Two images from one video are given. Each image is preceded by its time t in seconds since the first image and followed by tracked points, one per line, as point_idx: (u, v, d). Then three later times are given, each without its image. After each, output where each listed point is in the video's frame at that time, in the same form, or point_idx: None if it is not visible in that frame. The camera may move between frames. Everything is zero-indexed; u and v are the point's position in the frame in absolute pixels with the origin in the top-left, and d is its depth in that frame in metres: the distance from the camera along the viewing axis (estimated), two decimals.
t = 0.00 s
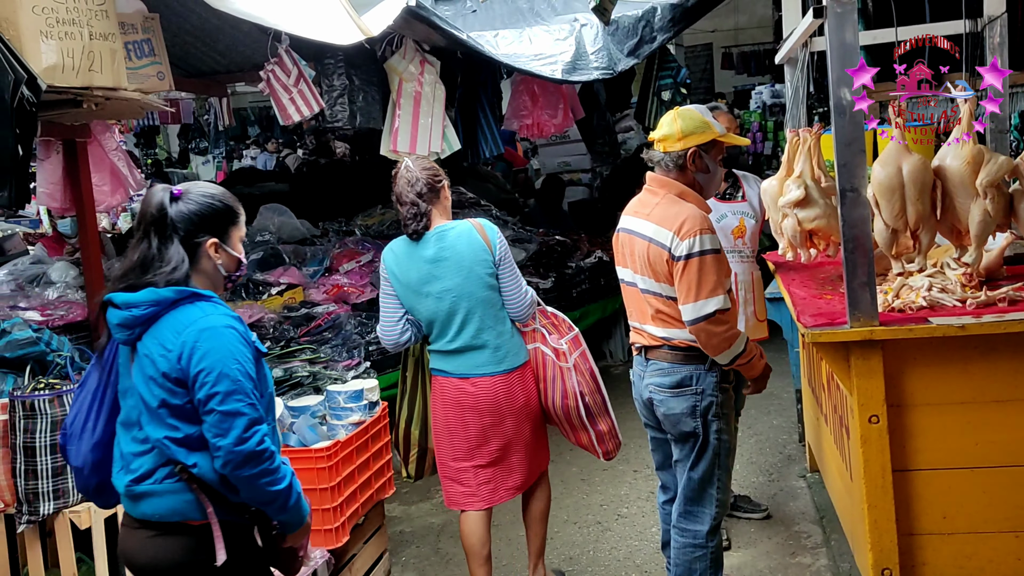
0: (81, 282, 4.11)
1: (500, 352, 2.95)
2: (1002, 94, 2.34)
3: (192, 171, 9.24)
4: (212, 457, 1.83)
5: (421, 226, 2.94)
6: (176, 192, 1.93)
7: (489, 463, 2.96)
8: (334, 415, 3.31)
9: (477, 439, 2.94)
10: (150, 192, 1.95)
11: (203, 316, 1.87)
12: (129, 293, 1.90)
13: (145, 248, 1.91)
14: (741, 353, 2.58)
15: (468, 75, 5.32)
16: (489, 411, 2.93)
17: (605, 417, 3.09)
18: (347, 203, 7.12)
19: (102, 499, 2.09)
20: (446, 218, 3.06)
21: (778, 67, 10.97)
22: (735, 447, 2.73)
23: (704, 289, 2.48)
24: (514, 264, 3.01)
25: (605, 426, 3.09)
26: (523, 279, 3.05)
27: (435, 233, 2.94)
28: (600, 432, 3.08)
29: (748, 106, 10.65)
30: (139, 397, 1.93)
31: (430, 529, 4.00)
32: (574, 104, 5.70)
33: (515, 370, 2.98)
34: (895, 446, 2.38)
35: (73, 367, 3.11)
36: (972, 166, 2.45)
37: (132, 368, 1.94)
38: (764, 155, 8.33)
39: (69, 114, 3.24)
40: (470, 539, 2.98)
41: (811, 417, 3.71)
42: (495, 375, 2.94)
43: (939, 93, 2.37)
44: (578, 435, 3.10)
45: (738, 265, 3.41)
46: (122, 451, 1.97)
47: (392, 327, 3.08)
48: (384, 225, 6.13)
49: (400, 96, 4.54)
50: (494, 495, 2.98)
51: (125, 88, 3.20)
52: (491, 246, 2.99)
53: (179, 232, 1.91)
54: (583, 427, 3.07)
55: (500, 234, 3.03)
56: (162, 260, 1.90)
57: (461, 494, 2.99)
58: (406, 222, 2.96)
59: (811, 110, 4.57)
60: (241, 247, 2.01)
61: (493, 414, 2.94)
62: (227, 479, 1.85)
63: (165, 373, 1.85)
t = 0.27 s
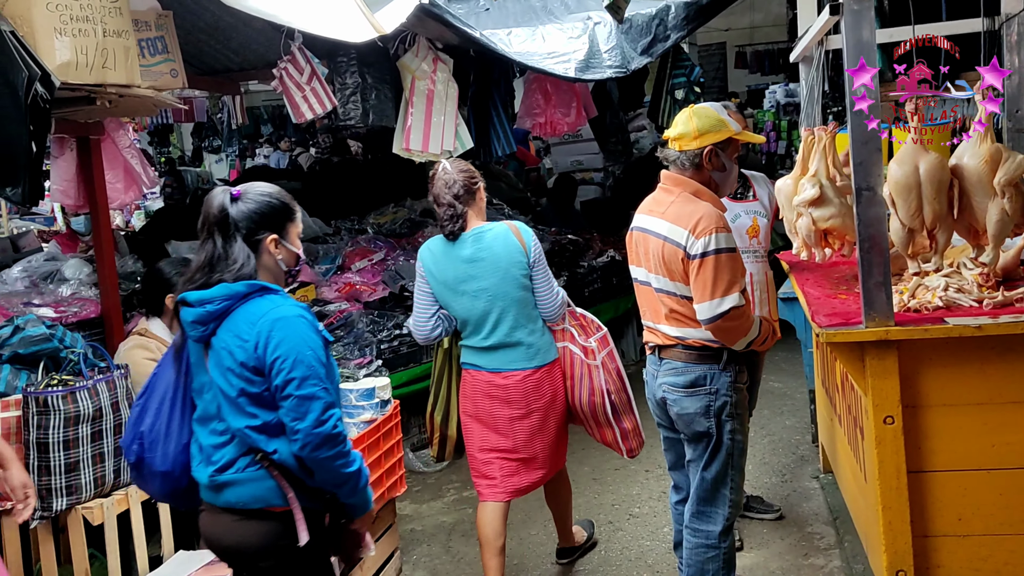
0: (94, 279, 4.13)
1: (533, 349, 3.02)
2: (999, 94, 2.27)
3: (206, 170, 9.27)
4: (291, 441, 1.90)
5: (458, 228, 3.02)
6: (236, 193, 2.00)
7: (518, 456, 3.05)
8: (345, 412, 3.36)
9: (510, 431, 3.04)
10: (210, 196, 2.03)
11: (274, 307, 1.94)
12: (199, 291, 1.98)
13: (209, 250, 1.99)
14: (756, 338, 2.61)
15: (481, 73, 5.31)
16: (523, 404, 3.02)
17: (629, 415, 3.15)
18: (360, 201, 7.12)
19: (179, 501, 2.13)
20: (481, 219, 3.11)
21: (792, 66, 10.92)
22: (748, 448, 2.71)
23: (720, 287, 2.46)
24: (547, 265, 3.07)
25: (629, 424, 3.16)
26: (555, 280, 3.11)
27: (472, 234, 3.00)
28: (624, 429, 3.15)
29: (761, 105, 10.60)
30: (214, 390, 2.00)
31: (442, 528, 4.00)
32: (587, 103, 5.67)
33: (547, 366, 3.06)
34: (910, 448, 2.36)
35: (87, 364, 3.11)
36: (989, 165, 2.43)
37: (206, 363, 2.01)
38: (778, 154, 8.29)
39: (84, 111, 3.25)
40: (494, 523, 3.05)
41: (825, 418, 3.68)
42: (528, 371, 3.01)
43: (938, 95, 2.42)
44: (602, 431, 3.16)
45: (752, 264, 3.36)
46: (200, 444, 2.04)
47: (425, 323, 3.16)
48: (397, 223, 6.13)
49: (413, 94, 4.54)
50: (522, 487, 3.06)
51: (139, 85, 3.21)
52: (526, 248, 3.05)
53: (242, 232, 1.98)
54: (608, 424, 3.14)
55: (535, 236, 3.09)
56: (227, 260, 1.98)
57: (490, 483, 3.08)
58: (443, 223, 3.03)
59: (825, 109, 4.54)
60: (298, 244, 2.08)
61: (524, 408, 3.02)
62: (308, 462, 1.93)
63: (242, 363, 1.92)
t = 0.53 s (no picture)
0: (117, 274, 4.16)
1: (571, 333, 3.21)
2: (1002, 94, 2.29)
3: (228, 166, 9.32)
4: (376, 405, 2.00)
5: (507, 213, 3.21)
6: (299, 175, 2.12)
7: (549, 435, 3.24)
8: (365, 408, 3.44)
9: (547, 415, 3.23)
10: (276, 178, 2.15)
11: (350, 280, 2.05)
12: (275, 271, 2.10)
13: (279, 229, 2.12)
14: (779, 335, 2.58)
15: (502, 69, 5.30)
16: (557, 389, 3.20)
17: (655, 406, 3.27)
18: (380, 198, 7.14)
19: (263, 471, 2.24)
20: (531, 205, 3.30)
21: (816, 63, 10.82)
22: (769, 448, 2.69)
23: (744, 285, 2.45)
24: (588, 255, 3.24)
25: (655, 414, 3.28)
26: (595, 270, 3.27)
27: (522, 219, 3.20)
28: (650, 419, 3.27)
29: (784, 102, 10.52)
30: (294, 365, 2.11)
31: (461, 524, 4.00)
32: (608, 100, 5.65)
33: (581, 351, 3.23)
34: (934, 448, 2.33)
35: (109, 358, 3.07)
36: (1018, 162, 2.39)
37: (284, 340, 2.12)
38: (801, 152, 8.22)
39: (106, 106, 3.28)
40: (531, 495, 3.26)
41: (847, 418, 3.65)
42: (565, 353, 3.20)
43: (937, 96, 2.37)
44: (630, 419, 3.30)
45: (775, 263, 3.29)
46: (283, 419, 2.15)
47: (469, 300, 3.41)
48: (418, 220, 6.14)
49: (434, 90, 4.55)
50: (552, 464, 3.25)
51: (161, 80, 3.23)
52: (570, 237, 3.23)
53: (310, 211, 2.10)
54: (635, 411, 3.27)
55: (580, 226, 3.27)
56: (296, 238, 2.10)
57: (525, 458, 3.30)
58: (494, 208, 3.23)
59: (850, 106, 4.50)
60: (361, 223, 2.18)
61: (557, 390, 3.21)
62: (393, 424, 2.03)
63: (324, 335, 2.02)
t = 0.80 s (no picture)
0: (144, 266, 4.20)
1: (607, 315, 3.34)
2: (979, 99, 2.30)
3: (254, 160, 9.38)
4: (442, 387, 2.06)
5: (549, 196, 3.35)
6: (362, 163, 2.14)
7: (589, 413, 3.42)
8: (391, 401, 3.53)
9: (588, 394, 3.41)
10: (339, 167, 2.17)
11: (415, 266, 2.11)
12: (340, 255, 2.13)
13: (343, 217, 2.15)
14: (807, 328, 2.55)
15: (528, 63, 5.29)
16: (595, 369, 3.36)
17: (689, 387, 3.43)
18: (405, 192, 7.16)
19: (303, 451, 2.30)
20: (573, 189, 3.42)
21: (844, 58, 10.71)
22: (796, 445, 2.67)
23: (772, 280, 2.42)
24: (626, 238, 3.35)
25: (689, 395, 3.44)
26: (635, 254, 3.39)
27: (562, 203, 3.34)
28: (683, 400, 3.44)
29: (812, 98, 10.42)
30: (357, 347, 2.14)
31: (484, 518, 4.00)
32: (635, 94, 5.61)
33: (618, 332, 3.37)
34: (964, 447, 2.30)
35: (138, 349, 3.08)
36: None
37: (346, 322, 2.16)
38: (828, 148, 8.15)
39: (134, 98, 3.32)
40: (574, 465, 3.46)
41: (875, 416, 3.61)
42: (601, 335, 3.35)
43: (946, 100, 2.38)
44: (664, 400, 3.47)
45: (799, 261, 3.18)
46: (342, 401, 2.18)
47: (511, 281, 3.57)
48: (443, 214, 6.15)
49: (460, 84, 4.55)
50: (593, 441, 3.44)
51: (189, 72, 3.27)
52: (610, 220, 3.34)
53: (374, 199, 2.13)
54: (669, 392, 3.44)
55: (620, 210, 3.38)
56: (360, 226, 2.13)
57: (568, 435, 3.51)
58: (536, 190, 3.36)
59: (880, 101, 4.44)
60: (419, 210, 2.21)
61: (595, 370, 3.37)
62: (456, 406, 2.09)
63: (392, 319, 2.07)
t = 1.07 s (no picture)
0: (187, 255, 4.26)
1: (656, 298, 3.40)
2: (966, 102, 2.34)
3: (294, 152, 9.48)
4: (522, 367, 2.12)
5: (604, 181, 3.42)
6: (447, 150, 2.23)
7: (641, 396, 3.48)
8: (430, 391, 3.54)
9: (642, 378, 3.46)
10: (425, 154, 2.26)
11: (501, 251, 2.18)
12: (426, 239, 2.22)
13: (429, 202, 2.24)
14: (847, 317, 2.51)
15: (567, 53, 5.27)
16: (644, 352, 3.43)
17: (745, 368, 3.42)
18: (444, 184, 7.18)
19: (370, 424, 2.39)
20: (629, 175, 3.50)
21: (889, 49, 10.53)
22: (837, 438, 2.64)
23: (812, 271, 2.40)
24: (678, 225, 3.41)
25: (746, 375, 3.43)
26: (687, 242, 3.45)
27: (617, 188, 3.41)
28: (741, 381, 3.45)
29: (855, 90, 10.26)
30: (440, 327, 2.21)
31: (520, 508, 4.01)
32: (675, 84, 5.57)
33: (667, 317, 3.42)
34: (1011, 442, 2.25)
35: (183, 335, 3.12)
36: None
37: (430, 303, 2.23)
38: (872, 140, 8.02)
39: (179, 87, 3.38)
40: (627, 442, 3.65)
41: (918, 410, 3.55)
42: (650, 317, 3.40)
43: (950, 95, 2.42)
44: (720, 382, 3.48)
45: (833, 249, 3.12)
46: (423, 380, 2.24)
47: (568, 264, 3.70)
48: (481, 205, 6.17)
49: (499, 74, 4.54)
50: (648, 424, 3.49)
51: (232, 62, 3.31)
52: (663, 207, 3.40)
53: (460, 186, 2.22)
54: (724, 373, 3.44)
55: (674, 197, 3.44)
56: (446, 211, 2.22)
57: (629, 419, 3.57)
58: (592, 176, 3.44)
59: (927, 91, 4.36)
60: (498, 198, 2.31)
61: (644, 354, 3.43)
62: (533, 387, 2.15)
63: (479, 301, 2.14)
